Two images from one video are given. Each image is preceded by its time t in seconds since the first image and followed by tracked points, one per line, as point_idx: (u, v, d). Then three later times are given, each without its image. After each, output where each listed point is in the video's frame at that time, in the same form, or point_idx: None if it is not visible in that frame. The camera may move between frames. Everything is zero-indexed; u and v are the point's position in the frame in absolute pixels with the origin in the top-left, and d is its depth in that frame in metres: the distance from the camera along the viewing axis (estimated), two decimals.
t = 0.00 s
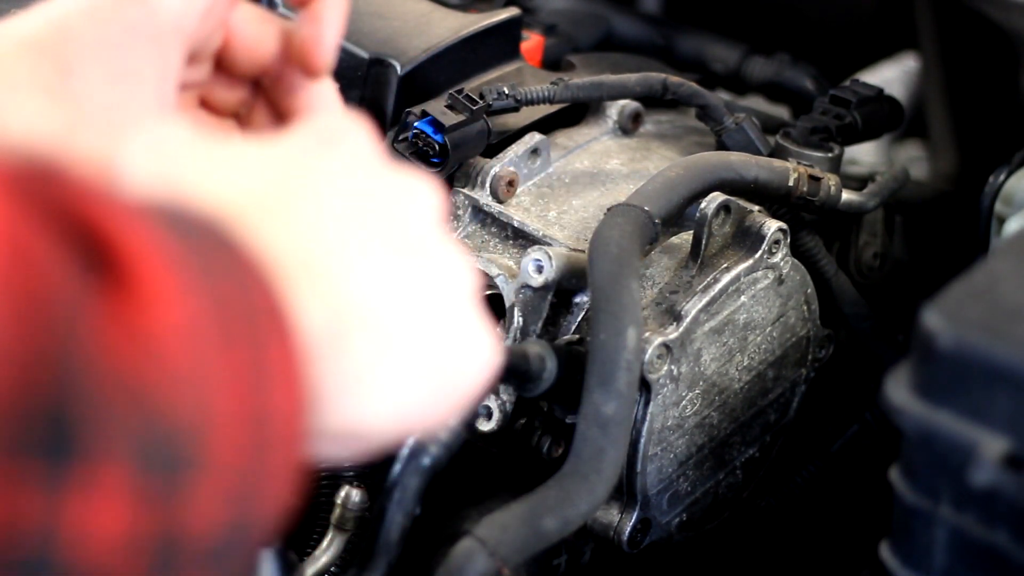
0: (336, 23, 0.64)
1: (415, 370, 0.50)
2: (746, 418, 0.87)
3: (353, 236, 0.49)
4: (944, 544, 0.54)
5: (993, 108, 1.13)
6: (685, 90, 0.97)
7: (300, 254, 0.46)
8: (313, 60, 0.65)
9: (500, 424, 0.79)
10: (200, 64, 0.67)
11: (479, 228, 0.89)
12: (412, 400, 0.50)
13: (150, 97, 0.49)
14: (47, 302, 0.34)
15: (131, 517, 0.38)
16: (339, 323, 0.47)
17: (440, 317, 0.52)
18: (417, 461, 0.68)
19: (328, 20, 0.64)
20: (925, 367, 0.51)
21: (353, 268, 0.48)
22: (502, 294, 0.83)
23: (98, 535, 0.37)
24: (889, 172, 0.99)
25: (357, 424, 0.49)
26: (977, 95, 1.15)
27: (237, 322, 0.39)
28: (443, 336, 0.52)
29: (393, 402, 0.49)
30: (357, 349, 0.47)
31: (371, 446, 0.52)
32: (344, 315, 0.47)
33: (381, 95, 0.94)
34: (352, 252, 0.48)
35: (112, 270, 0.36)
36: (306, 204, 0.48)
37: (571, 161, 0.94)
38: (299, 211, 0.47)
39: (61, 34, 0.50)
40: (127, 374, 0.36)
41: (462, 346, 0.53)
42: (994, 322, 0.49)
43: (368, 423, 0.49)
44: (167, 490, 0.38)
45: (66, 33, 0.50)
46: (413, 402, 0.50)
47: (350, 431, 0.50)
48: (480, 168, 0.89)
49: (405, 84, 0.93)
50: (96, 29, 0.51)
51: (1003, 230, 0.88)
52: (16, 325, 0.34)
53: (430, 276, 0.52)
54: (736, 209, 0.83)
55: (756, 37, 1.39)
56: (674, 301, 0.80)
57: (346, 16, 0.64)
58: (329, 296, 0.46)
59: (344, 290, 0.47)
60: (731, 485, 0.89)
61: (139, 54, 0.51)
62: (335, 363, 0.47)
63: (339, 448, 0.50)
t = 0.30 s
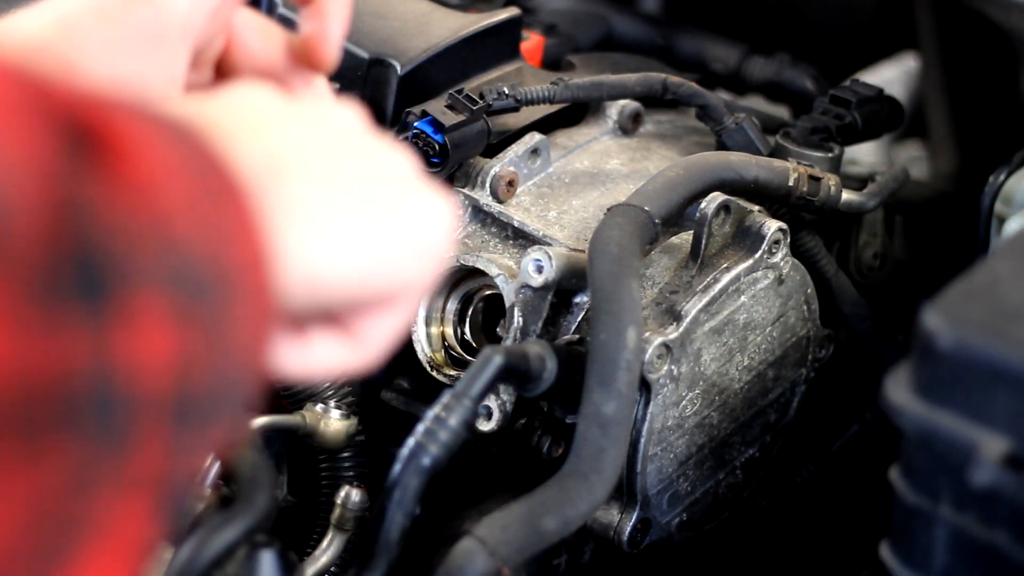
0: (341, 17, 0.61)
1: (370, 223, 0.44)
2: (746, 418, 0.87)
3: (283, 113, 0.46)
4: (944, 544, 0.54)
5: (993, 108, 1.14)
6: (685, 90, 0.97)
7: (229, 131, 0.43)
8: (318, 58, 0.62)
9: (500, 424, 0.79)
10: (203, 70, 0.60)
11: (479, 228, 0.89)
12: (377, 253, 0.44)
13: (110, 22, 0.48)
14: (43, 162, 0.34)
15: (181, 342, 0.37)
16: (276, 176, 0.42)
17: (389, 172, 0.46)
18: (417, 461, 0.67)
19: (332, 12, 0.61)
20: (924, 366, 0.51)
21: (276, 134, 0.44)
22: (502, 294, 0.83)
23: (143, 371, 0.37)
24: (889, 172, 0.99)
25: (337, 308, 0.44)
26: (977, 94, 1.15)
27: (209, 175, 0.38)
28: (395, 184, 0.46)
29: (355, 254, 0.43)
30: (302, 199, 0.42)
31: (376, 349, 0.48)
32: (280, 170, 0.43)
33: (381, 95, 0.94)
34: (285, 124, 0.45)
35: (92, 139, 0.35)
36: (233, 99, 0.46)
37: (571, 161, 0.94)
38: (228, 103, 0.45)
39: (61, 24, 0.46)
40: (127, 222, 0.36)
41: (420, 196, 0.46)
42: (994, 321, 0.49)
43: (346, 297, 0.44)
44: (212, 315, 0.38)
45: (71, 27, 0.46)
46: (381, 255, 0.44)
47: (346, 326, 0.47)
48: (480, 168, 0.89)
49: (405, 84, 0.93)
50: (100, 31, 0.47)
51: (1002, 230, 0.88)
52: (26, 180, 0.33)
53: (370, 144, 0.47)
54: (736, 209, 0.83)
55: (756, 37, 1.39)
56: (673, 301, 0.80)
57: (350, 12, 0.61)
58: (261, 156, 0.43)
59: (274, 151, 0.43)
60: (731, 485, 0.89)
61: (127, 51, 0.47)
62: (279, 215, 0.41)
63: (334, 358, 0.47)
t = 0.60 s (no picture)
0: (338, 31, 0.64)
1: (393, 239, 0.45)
2: (747, 418, 0.87)
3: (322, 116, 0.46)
4: (943, 544, 0.54)
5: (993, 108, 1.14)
6: (685, 90, 0.97)
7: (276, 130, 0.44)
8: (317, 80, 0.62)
9: (500, 424, 0.79)
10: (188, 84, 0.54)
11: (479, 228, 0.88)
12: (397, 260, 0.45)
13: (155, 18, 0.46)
14: (86, 142, 0.34)
15: (215, 330, 0.38)
16: (318, 177, 0.43)
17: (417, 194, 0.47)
18: (417, 461, 0.67)
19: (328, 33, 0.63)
20: (924, 366, 0.51)
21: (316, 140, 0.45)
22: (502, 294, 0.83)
23: (174, 357, 0.37)
24: (889, 172, 0.99)
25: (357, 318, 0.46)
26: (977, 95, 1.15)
27: (253, 165, 0.38)
28: (419, 203, 0.46)
29: (375, 265, 0.44)
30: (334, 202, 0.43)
31: (382, 367, 0.49)
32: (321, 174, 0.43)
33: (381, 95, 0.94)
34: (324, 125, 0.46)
35: (131, 116, 0.36)
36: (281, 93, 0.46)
37: (571, 161, 0.94)
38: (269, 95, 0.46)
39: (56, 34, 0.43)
40: (175, 210, 0.36)
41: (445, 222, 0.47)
42: (993, 321, 0.49)
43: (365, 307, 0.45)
44: (244, 299, 0.38)
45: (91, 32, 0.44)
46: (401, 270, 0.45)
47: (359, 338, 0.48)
48: (480, 168, 0.89)
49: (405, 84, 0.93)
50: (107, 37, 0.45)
51: (1002, 230, 0.88)
52: (69, 142, 0.34)
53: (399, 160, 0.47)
54: (736, 209, 0.83)
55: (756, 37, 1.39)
56: (673, 302, 0.80)
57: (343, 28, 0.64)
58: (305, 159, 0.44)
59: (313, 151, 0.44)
60: (731, 485, 0.89)
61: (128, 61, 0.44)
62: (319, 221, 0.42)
63: (344, 372, 0.49)
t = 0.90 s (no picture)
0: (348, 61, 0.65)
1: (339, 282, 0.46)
2: (746, 418, 0.87)
3: (291, 142, 0.47)
4: (944, 545, 0.54)
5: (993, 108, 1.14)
6: (684, 90, 0.97)
7: (239, 164, 0.44)
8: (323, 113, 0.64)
9: (500, 424, 0.79)
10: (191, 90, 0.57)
11: (479, 228, 0.89)
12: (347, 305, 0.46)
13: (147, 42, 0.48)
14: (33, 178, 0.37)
15: (145, 390, 0.40)
16: (274, 219, 0.44)
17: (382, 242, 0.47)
18: (417, 462, 0.67)
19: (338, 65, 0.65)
20: (924, 366, 0.51)
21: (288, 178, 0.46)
22: (502, 294, 0.83)
23: (108, 412, 0.40)
24: (889, 172, 0.99)
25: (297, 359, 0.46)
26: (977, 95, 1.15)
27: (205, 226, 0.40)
28: (382, 254, 0.47)
29: (320, 309, 0.45)
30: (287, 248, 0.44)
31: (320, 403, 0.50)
32: (277, 213, 0.44)
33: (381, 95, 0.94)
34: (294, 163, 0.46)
35: (86, 175, 0.38)
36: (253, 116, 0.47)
37: (571, 161, 0.94)
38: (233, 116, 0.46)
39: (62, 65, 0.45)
40: (115, 262, 0.39)
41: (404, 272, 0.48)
42: (994, 321, 0.49)
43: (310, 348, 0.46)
44: (172, 356, 0.40)
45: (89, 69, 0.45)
46: (351, 308, 0.46)
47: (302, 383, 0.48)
48: (480, 168, 0.89)
49: (405, 83, 0.93)
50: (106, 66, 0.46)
51: (1002, 230, 0.88)
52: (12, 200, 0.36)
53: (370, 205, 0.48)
54: (736, 209, 0.83)
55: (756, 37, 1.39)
56: (673, 302, 0.80)
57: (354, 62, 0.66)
58: (266, 195, 0.44)
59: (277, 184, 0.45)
60: (731, 485, 0.89)
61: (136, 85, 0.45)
62: (268, 262, 0.43)
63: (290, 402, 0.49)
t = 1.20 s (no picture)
0: (335, 61, 0.65)
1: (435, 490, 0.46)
2: (747, 418, 0.87)
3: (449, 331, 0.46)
4: (944, 545, 0.54)
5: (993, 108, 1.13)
6: (684, 90, 0.97)
7: (391, 345, 0.44)
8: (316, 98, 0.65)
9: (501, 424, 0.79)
10: (195, 109, 0.65)
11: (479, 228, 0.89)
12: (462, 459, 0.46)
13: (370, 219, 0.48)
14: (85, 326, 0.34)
15: None
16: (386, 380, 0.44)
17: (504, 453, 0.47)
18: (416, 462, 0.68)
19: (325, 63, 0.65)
20: (924, 366, 0.51)
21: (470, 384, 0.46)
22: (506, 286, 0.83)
23: None
24: (889, 172, 0.99)
25: (391, 543, 0.48)
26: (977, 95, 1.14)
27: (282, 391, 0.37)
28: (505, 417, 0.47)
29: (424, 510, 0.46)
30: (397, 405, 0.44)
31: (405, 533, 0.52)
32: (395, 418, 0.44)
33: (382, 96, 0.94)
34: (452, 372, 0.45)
35: (161, 318, 0.35)
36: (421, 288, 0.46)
37: (571, 161, 0.94)
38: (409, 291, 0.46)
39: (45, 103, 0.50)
40: (182, 441, 0.36)
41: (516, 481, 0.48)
42: (994, 321, 0.49)
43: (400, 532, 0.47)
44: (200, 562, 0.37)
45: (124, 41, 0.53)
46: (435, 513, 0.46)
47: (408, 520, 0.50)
48: (480, 168, 0.89)
49: (405, 83, 0.93)
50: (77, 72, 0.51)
51: (1002, 230, 0.88)
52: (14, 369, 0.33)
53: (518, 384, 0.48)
54: (736, 209, 0.83)
55: (756, 37, 1.39)
56: (674, 301, 0.80)
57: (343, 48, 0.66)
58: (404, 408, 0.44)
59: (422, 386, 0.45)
60: (731, 485, 0.89)
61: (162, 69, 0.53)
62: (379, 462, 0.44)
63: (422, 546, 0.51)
